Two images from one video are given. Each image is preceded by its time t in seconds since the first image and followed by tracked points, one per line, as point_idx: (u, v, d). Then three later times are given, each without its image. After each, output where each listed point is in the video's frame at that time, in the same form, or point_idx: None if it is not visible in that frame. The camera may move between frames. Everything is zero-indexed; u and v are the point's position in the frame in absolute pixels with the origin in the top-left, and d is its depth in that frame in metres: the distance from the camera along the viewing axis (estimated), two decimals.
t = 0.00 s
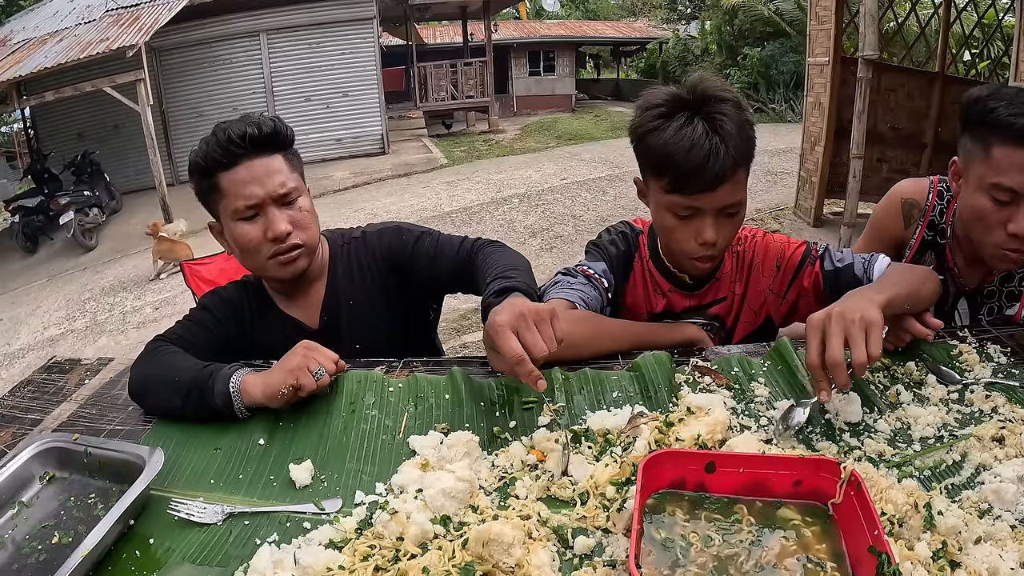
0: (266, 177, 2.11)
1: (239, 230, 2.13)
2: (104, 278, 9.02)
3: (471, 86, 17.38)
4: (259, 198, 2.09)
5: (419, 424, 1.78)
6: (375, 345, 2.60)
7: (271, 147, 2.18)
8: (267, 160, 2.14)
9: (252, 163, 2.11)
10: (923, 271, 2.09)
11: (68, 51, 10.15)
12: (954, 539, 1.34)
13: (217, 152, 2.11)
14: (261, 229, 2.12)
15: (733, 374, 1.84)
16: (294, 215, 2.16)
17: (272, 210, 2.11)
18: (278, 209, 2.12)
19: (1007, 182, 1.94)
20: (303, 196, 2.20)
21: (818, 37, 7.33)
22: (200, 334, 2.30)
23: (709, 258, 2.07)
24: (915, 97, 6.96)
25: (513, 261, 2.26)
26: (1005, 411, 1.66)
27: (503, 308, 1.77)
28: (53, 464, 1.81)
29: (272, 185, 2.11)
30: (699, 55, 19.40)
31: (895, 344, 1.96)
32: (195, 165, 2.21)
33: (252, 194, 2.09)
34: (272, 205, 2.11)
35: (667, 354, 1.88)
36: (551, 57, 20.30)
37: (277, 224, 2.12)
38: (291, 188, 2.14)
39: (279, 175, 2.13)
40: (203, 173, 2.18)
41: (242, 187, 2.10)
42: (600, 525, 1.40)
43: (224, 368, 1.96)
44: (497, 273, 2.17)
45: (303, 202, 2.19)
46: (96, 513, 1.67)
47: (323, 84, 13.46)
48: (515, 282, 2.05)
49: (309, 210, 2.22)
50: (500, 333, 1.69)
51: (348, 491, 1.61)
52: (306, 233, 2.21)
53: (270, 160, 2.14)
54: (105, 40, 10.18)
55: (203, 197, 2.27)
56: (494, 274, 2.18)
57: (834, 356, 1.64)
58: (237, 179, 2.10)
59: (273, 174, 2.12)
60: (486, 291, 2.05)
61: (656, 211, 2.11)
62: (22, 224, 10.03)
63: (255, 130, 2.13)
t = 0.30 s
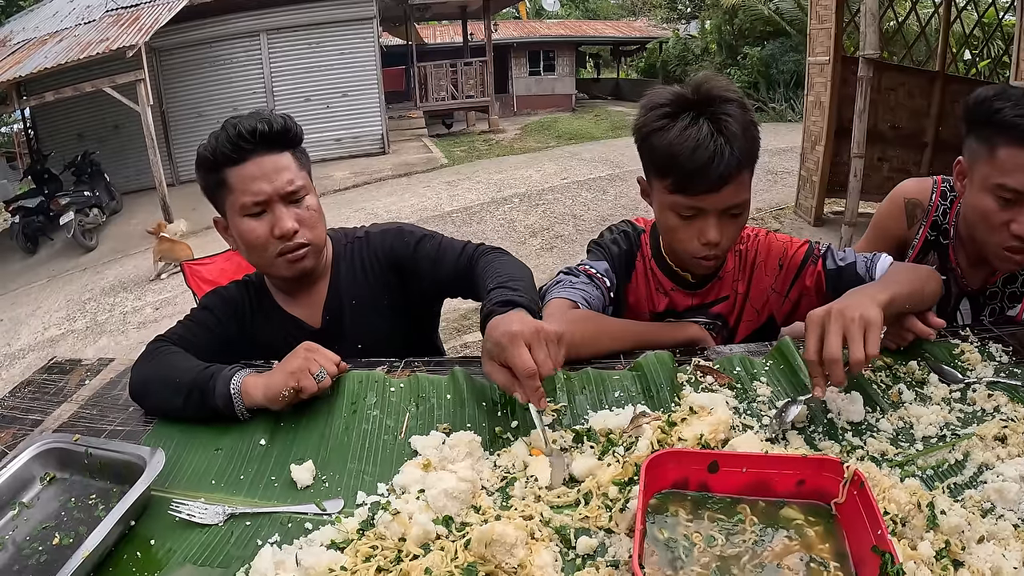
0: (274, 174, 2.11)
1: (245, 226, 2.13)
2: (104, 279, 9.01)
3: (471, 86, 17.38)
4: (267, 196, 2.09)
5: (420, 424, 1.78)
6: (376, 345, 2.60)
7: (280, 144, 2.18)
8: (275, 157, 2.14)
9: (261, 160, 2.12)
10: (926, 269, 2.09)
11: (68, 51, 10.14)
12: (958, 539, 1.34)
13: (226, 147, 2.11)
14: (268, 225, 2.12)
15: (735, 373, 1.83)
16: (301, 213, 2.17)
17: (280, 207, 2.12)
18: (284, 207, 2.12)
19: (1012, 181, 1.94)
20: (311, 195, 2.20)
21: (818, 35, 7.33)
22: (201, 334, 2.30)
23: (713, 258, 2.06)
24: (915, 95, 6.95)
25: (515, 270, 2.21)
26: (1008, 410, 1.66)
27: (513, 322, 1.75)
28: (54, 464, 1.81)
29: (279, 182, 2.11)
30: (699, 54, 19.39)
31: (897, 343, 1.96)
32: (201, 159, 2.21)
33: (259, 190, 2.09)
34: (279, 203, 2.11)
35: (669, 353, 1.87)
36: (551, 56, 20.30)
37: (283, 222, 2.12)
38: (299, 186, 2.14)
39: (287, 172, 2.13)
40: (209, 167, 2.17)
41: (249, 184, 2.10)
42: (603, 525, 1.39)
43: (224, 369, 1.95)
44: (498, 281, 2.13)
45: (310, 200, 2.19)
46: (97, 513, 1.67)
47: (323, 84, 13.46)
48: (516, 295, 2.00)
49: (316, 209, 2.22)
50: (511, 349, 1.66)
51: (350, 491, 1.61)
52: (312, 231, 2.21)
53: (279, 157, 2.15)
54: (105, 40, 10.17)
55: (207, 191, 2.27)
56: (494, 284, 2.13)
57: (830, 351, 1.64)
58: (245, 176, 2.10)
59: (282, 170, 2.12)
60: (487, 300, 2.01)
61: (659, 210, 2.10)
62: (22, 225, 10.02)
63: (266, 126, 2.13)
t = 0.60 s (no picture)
0: (279, 176, 2.12)
1: (248, 228, 2.14)
2: (104, 280, 9.03)
3: (471, 86, 17.39)
4: (270, 198, 2.10)
5: (420, 427, 1.79)
6: (378, 348, 2.60)
7: (285, 146, 2.19)
8: (280, 160, 2.15)
9: (266, 161, 2.13)
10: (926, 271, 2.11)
11: (68, 52, 10.14)
12: (954, 541, 1.35)
13: (232, 148, 2.12)
14: (270, 227, 2.13)
15: (733, 375, 1.84)
16: (304, 215, 2.18)
17: (283, 210, 2.13)
18: (288, 209, 2.13)
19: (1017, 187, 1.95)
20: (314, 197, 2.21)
21: (818, 35, 7.33)
22: (202, 338, 2.31)
23: (712, 262, 2.08)
24: (915, 95, 6.96)
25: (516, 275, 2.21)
26: (1005, 412, 1.67)
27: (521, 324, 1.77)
28: (56, 467, 1.82)
29: (284, 185, 2.11)
30: (699, 54, 19.39)
31: (896, 344, 1.96)
32: (207, 159, 2.22)
33: (264, 192, 2.10)
34: (282, 205, 2.12)
35: (668, 355, 1.88)
36: (551, 56, 20.31)
37: (286, 224, 2.13)
38: (303, 189, 2.15)
39: (291, 174, 2.14)
40: (215, 168, 2.18)
41: (253, 186, 2.11)
42: (601, 527, 1.40)
43: (224, 372, 1.96)
44: (503, 288, 2.12)
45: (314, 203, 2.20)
46: (100, 515, 1.68)
47: (324, 84, 13.48)
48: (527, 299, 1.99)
49: (319, 212, 2.23)
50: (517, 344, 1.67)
51: (350, 493, 1.62)
52: (316, 233, 2.22)
53: (284, 159, 2.16)
54: (105, 40, 10.17)
55: (212, 192, 2.28)
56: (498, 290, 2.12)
57: (830, 347, 1.65)
58: (249, 178, 2.11)
59: (286, 173, 2.13)
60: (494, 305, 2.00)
61: (659, 214, 2.11)
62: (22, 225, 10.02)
63: (271, 129, 2.15)
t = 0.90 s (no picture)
0: (282, 172, 2.12)
1: (248, 221, 2.13)
2: (105, 280, 9.03)
3: (471, 86, 17.39)
4: (273, 192, 2.10)
5: (417, 425, 1.78)
6: (377, 347, 2.59)
7: (291, 143, 2.21)
8: (284, 156, 2.15)
9: (271, 156, 2.13)
10: (924, 269, 2.11)
11: (68, 52, 10.14)
12: (951, 539, 1.34)
13: (237, 141, 2.13)
14: (272, 223, 2.12)
15: (731, 374, 1.84)
16: (307, 212, 2.17)
17: (285, 205, 2.12)
18: (290, 204, 2.13)
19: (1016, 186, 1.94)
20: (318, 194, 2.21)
21: (818, 34, 7.33)
22: (201, 338, 2.31)
23: (707, 258, 2.07)
24: (915, 94, 6.96)
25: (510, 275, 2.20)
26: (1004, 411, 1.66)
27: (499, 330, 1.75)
28: (54, 466, 1.82)
29: (287, 180, 2.12)
30: (699, 53, 19.37)
31: (894, 342, 1.96)
32: (211, 153, 2.22)
33: (267, 185, 2.10)
34: (285, 200, 2.12)
35: (666, 354, 1.88)
36: (551, 56, 20.29)
37: (288, 220, 2.12)
38: (306, 185, 2.15)
39: (296, 170, 2.14)
40: (219, 160, 2.18)
41: (257, 179, 2.10)
42: (597, 525, 1.40)
43: (222, 372, 1.96)
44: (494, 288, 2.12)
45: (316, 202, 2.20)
46: (98, 514, 1.68)
47: (324, 84, 13.48)
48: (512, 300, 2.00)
49: (322, 209, 2.23)
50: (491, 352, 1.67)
51: (346, 492, 1.62)
52: (318, 231, 2.22)
53: (288, 155, 2.16)
54: (105, 40, 10.17)
55: (213, 186, 2.28)
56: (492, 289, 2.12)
57: (813, 351, 1.65)
58: (252, 172, 2.11)
59: (290, 168, 2.14)
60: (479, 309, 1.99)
61: (654, 211, 2.11)
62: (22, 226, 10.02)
63: (278, 124, 2.16)
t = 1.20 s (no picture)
0: (293, 167, 2.14)
1: (257, 215, 2.14)
2: (105, 280, 9.04)
3: (471, 86, 17.39)
4: (286, 186, 2.12)
5: (418, 425, 1.80)
6: (379, 346, 2.61)
7: (305, 140, 2.22)
8: (295, 153, 2.16)
9: (283, 151, 2.14)
10: (920, 269, 2.12)
11: (69, 52, 10.16)
12: (949, 538, 1.35)
13: (253, 134, 2.14)
14: (282, 216, 2.13)
15: (730, 374, 1.85)
16: (316, 209, 2.19)
17: (296, 200, 2.14)
18: (300, 199, 2.15)
19: (1007, 189, 1.95)
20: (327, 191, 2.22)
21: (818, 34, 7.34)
22: (203, 339, 2.32)
23: (705, 259, 2.09)
24: (915, 94, 6.96)
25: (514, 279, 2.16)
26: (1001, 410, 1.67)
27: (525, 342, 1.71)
28: (57, 466, 1.83)
29: (299, 176, 2.14)
30: (699, 53, 19.37)
31: (892, 343, 1.97)
32: (221, 149, 2.23)
33: (280, 180, 2.12)
34: (297, 195, 2.14)
35: (665, 354, 1.89)
36: (551, 55, 20.29)
37: (298, 215, 2.14)
38: (316, 183, 2.17)
39: (307, 167, 2.16)
40: (231, 153, 2.18)
41: (270, 174, 2.12)
42: (597, 524, 1.41)
43: (223, 373, 1.97)
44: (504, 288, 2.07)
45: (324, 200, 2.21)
46: (102, 514, 1.69)
47: (324, 84, 13.49)
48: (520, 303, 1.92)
49: (330, 206, 2.24)
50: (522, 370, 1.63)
51: (349, 491, 1.63)
52: (325, 228, 2.23)
53: (301, 152, 2.17)
54: (106, 41, 10.19)
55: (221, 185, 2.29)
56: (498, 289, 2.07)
57: (811, 347, 1.68)
58: (264, 166, 2.12)
59: (302, 165, 2.15)
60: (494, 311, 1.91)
61: (652, 212, 2.12)
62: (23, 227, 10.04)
63: (293, 120, 2.17)
